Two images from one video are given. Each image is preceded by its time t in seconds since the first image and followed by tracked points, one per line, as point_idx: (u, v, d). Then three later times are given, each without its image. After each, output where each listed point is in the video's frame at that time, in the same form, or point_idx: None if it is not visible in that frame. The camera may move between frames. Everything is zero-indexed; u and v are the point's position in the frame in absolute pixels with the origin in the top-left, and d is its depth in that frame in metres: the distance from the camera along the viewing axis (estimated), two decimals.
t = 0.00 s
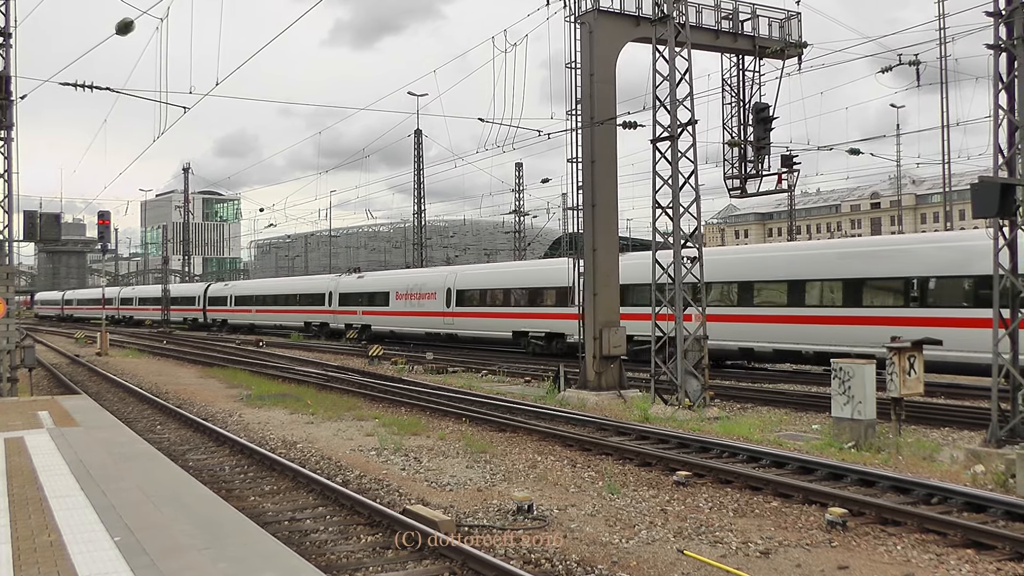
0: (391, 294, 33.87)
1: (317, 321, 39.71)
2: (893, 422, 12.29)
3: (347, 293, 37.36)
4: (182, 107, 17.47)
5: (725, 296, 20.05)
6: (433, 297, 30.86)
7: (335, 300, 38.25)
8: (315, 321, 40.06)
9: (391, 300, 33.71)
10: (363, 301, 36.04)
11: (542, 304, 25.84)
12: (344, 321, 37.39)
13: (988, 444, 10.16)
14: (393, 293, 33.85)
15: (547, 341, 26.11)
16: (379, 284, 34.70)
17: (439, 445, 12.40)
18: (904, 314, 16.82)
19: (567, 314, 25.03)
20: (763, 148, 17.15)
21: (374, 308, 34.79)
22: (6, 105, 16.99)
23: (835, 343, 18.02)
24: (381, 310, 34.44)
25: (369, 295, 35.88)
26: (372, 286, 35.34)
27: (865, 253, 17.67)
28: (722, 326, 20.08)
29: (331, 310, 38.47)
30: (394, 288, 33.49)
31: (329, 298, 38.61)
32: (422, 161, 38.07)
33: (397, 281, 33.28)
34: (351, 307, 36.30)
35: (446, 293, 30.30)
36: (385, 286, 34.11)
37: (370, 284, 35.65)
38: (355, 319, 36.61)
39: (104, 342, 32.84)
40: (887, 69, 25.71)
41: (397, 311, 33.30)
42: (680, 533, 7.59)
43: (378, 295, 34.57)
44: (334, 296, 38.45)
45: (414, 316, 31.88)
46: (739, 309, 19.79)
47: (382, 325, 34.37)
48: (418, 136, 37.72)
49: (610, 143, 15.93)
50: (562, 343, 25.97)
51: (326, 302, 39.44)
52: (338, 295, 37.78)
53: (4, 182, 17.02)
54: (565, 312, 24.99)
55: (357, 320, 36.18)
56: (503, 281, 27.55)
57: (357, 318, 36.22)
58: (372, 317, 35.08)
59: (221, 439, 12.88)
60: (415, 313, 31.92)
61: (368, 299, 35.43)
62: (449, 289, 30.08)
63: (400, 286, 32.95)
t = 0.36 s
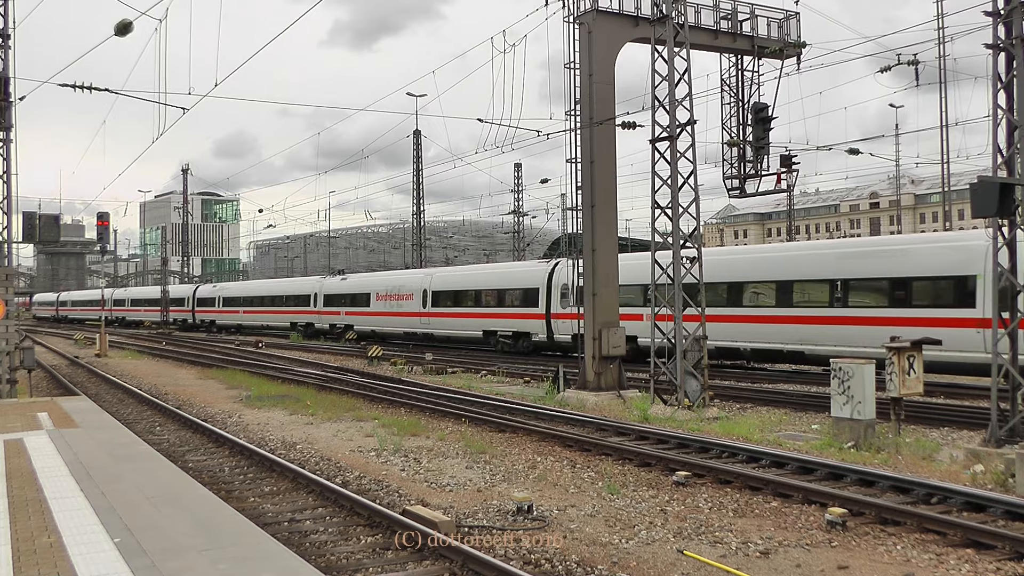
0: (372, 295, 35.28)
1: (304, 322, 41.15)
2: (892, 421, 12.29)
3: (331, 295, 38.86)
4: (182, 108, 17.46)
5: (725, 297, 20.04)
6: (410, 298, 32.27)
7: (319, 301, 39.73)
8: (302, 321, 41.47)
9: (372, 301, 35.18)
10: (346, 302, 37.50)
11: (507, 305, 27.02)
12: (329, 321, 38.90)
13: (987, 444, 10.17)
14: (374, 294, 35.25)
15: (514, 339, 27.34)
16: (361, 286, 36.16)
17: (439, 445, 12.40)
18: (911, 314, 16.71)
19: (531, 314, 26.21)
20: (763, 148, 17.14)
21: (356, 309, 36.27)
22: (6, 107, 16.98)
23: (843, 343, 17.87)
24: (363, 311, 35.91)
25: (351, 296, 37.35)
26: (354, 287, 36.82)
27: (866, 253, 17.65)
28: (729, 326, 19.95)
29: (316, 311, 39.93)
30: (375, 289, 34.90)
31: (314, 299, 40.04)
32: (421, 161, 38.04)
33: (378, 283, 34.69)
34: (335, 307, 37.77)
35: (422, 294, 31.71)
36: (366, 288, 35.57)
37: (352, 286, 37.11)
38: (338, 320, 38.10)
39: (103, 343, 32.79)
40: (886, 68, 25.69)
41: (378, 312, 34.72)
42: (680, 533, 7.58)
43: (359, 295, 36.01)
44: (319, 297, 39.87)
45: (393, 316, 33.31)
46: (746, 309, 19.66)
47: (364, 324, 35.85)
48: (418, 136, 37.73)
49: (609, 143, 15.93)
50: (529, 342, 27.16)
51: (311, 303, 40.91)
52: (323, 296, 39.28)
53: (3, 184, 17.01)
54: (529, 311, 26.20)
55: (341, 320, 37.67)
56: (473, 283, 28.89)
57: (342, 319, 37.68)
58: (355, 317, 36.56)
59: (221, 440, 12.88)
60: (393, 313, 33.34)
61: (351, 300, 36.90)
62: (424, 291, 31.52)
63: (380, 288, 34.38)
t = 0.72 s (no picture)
0: (356, 295, 36.62)
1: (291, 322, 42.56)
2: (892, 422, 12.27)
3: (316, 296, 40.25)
4: (182, 108, 17.47)
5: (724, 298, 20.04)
6: (390, 299, 33.68)
7: (306, 302, 41.12)
8: (288, 321, 42.86)
9: (354, 302, 36.60)
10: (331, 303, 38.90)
11: (478, 305, 28.34)
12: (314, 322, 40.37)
13: (987, 445, 10.16)
14: (357, 295, 36.63)
15: (484, 338, 28.79)
16: (344, 288, 37.59)
17: (439, 446, 12.39)
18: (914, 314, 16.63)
19: (499, 313, 27.52)
20: (762, 149, 17.14)
21: (339, 310, 37.70)
22: (6, 108, 16.97)
23: (848, 343, 17.78)
24: (347, 312, 37.38)
25: (335, 296, 38.77)
26: (338, 288, 38.25)
27: (866, 253, 17.68)
28: (734, 326, 19.86)
29: (302, 312, 41.29)
30: (358, 290, 36.22)
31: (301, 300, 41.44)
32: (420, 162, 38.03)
33: (361, 284, 35.99)
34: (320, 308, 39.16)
35: (401, 295, 33.13)
36: (349, 289, 36.97)
37: (336, 287, 38.52)
38: (323, 319, 39.53)
39: (103, 344, 32.72)
40: (886, 69, 25.67)
41: (361, 313, 36.12)
42: (680, 533, 7.58)
43: (343, 297, 37.42)
44: (306, 298, 41.16)
45: (374, 317, 34.71)
46: (750, 309, 19.54)
47: (348, 324, 37.28)
48: (417, 137, 37.76)
49: (608, 143, 15.94)
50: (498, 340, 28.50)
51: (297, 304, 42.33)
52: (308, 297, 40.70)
53: (3, 185, 17.00)
54: (496, 311, 27.52)
55: (325, 321, 39.03)
56: (446, 284, 30.34)
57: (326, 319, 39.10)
58: (339, 317, 38.01)
59: (220, 440, 12.87)
60: (375, 313, 34.74)
61: (335, 301, 38.32)
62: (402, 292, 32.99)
63: (362, 289, 35.77)
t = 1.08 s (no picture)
0: (339, 296, 37.87)
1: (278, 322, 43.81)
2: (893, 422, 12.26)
3: (302, 297, 41.48)
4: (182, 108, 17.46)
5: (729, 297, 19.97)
6: (371, 299, 34.97)
7: (292, 302, 42.32)
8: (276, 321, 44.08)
9: (338, 302, 37.86)
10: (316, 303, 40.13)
11: (453, 305, 29.63)
12: (300, 322, 41.63)
13: (987, 445, 10.16)
14: (340, 295, 37.90)
15: (458, 337, 30.06)
16: (329, 289, 38.84)
17: (439, 446, 12.39)
18: (873, 314, 17.22)
19: (472, 314, 28.77)
20: (763, 149, 17.15)
21: (324, 310, 38.95)
22: (6, 108, 16.97)
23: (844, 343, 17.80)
24: (331, 312, 38.65)
25: (321, 297, 40.01)
26: (323, 290, 39.48)
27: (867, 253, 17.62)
28: (732, 326, 19.94)
29: (289, 312, 42.46)
30: (341, 291, 37.47)
31: (287, 301, 42.69)
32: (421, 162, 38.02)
33: (344, 285, 37.22)
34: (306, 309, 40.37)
35: (382, 296, 34.47)
36: (334, 290, 38.23)
37: (321, 289, 39.75)
38: (309, 319, 40.76)
39: (103, 344, 32.68)
40: (887, 68, 25.65)
41: (344, 313, 37.38)
42: (680, 534, 7.58)
43: (329, 297, 38.67)
44: (292, 299, 42.33)
45: (356, 317, 35.97)
46: (749, 309, 19.61)
47: (332, 324, 38.57)
48: (418, 137, 37.78)
49: (608, 143, 15.94)
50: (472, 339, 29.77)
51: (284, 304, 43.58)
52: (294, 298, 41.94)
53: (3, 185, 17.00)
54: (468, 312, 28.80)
55: (311, 320, 40.19)
56: (423, 286, 31.61)
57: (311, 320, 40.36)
58: (324, 317, 39.25)
59: (221, 441, 12.86)
60: (357, 313, 36.02)
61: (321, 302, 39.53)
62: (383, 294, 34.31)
63: (345, 290, 37.06)
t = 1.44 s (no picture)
0: (324, 296, 39.19)
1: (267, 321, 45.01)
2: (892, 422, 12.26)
3: (289, 297, 42.71)
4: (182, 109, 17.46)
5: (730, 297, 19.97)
6: (353, 299, 36.40)
7: (279, 302, 43.60)
8: (263, 321, 45.32)
9: (323, 302, 39.13)
10: (303, 303, 41.37)
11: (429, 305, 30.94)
12: (287, 322, 42.87)
13: (986, 446, 10.15)
14: (325, 296, 39.22)
15: (434, 335, 31.36)
16: (315, 289, 40.10)
17: (439, 446, 12.40)
18: (811, 314, 18.31)
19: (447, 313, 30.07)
20: (763, 149, 17.15)
21: (309, 310, 40.23)
22: (6, 108, 16.96)
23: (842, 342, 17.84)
24: (316, 312, 39.94)
25: (307, 297, 41.33)
26: (309, 290, 40.76)
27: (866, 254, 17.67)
28: (728, 327, 20.00)
29: (276, 312, 43.70)
30: (326, 292, 38.83)
31: (274, 301, 43.93)
32: (421, 163, 38.01)
33: (329, 286, 38.56)
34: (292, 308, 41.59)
35: (364, 296, 35.80)
36: (319, 291, 39.52)
37: (307, 289, 40.99)
38: (295, 319, 42.05)
39: (103, 345, 32.63)
40: (887, 69, 25.65)
41: (329, 313, 38.62)
42: (680, 534, 7.58)
43: (314, 298, 39.96)
44: (279, 299, 43.58)
45: (340, 317, 37.26)
46: (745, 309, 19.67)
47: (317, 323, 39.85)
48: (418, 138, 37.79)
49: (608, 143, 15.94)
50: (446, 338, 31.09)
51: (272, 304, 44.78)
52: (281, 298, 43.17)
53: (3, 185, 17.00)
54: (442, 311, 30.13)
55: (298, 320, 41.49)
56: (403, 287, 32.95)
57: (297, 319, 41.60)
58: (309, 317, 40.49)
59: (221, 441, 12.85)
60: (340, 313, 37.31)
61: (307, 302, 40.77)
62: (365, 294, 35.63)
63: (329, 290, 38.36)
